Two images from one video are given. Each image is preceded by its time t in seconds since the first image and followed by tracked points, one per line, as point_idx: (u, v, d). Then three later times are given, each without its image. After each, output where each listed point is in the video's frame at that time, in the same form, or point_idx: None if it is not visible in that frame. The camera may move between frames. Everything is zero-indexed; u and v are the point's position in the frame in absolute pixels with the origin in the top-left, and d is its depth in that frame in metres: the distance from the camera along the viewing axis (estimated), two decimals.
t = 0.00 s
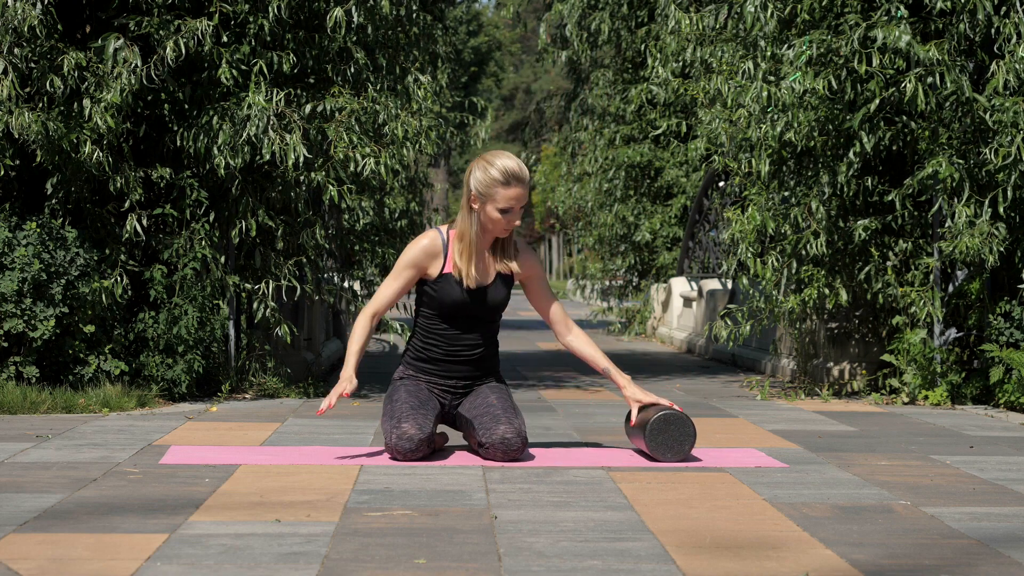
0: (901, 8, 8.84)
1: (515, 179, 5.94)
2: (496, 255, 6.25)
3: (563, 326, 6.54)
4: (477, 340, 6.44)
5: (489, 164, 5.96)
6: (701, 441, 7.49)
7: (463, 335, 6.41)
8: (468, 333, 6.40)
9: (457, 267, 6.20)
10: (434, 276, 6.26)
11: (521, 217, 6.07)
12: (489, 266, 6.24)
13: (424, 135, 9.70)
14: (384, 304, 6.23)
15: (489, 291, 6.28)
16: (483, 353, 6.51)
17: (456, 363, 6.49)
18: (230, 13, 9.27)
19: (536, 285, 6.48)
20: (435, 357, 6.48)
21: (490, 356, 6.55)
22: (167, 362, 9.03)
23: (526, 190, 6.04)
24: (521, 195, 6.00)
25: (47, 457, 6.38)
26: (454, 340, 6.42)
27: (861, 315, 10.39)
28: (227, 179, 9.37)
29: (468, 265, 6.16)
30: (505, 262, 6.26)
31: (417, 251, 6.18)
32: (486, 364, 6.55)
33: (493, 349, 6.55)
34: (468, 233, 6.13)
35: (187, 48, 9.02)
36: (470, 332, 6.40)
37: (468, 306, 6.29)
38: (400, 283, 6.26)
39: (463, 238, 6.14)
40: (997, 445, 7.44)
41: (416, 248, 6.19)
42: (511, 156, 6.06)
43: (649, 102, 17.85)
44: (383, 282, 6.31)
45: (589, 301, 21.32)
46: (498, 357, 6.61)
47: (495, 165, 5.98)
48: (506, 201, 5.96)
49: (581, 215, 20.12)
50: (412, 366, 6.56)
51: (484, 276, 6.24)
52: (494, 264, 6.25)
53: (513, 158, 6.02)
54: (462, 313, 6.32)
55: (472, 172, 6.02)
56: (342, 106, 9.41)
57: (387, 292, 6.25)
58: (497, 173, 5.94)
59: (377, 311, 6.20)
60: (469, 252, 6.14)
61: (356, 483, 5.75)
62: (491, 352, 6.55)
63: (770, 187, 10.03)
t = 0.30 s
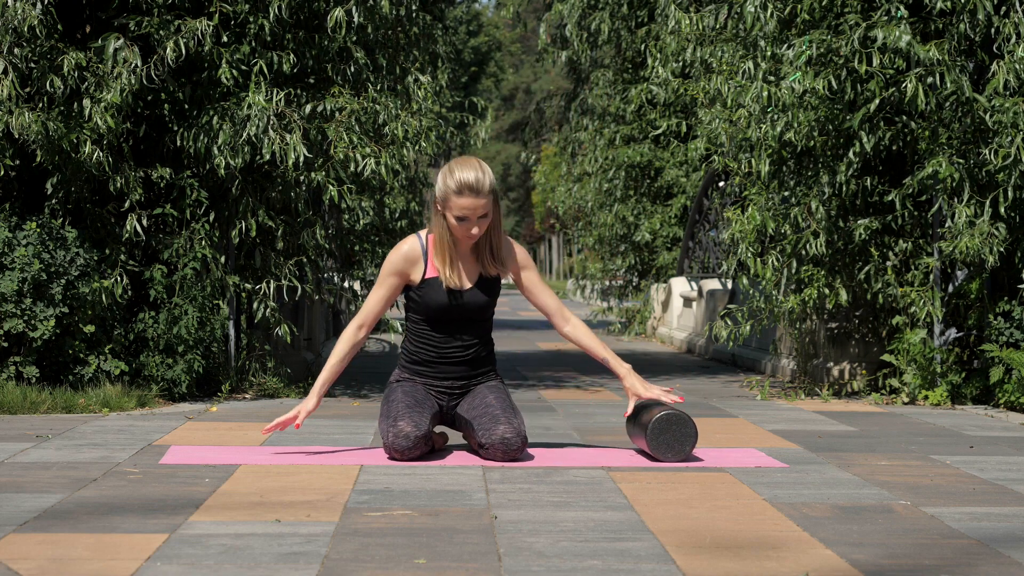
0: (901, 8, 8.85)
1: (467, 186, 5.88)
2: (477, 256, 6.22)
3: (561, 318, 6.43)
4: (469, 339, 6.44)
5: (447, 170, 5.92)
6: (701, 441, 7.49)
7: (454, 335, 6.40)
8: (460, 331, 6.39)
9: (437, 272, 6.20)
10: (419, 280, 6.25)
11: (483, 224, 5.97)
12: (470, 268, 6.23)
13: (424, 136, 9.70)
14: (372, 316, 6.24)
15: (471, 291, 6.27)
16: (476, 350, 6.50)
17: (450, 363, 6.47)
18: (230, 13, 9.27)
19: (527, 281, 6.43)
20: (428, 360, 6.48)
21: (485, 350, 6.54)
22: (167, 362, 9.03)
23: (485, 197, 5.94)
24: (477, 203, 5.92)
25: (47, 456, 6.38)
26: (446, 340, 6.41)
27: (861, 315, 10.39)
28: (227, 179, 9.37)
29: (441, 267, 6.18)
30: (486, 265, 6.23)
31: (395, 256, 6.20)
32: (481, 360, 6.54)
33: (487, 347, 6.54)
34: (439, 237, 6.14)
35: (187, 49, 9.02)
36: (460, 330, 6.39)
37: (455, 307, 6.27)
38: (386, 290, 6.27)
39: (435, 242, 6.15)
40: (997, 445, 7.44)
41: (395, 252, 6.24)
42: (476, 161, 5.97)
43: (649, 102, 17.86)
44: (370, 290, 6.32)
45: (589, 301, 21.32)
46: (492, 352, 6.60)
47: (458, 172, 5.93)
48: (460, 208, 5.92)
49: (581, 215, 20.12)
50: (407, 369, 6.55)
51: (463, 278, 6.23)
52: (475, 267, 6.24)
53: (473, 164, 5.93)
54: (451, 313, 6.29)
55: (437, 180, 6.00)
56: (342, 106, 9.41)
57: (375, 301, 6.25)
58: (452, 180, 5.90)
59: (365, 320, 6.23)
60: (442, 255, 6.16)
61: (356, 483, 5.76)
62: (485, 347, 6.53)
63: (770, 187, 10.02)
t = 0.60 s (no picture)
0: (901, 8, 8.84)
1: (408, 198, 5.72)
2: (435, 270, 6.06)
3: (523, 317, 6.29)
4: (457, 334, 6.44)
5: (391, 184, 5.79)
6: (701, 441, 7.49)
7: (436, 341, 6.41)
8: (441, 337, 6.39)
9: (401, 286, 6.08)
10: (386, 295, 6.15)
11: (430, 236, 5.80)
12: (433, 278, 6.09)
13: (424, 136, 9.71)
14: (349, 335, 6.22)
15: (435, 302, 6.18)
16: (462, 351, 6.52)
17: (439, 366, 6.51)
18: (230, 13, 9.27)
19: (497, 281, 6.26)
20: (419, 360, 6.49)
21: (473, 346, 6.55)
22: (167, 362, 9.03)
23: (429, 209, 5.76)
24: (420, 214, 5.75)
25: (47, 457, 6.38)
26: (432, 340, 6.41)
27: (861, 315, 10.39)
28: (227, 179, 9.37)
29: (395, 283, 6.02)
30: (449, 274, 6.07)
31: (359, 274, 6.09)
32: (473, 354, 6.56)
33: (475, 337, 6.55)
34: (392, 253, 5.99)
35: (187, 49, 9.02)
36: (442, 336, 6.39)
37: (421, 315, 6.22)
38: (357, 309, 6.19)
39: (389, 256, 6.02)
40: (997, 445, 7.44)
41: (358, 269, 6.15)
42: (423, 173, 5.81)
43: (649, 102, 17.87)
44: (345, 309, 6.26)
45: (589, 301, 21.31)
46: (483, 347, 6.61)
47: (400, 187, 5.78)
48: (403, 220, 5.75)
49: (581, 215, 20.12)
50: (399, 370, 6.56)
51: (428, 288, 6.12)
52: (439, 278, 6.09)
53: (416, 176, 5.77)
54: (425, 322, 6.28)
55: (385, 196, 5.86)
56: (342, 106, 9.41)
57: (346, 323, 6.18)
58: (395, 193, 5.76)
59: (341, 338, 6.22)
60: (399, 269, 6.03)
61: (357, 483, 5.76)
62: (471, 340, 6.54)
63: (770, 187, 10.02)
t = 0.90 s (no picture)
0: (901, 8, 8.84)
1: (350, 192, 5.51)
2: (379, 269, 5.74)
3: (442, 319, 6.00)
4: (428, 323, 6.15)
5: (334, 178, 5.58)
6: (700, 441, 7.48)
7: (407, 333, 6.15)
8: (406, 333, 6.15)
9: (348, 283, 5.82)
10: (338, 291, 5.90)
11: (375, 230, 5.57)
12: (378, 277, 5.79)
13: (424, 135, 9.71)
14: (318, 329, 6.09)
15: (386, 299, 5.88)
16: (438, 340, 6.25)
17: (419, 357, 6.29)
18: (230, 13, 9.27)
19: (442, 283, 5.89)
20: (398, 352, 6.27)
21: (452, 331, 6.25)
22: (167, 362, 9.03)
23: (373, 202, 5.54)
24: (364, 207, 5.53)
25: (47, 456, 6.38)
26: (404, 335, 6.16)
27: (861, 315, 10.39)
28: (227, 179, 9.37)
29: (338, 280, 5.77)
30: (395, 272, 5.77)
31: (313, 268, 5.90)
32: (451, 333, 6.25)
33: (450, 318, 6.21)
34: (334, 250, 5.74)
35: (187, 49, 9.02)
36: (408, 332, 6.15)
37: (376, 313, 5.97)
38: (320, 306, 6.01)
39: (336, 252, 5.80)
40: (997, 445, 7.43)
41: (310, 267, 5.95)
42: (366, 166, 5.59)
43: (649, 102, 17.87)
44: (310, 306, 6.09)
45: (589, 301, 21.31)
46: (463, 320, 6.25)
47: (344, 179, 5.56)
48: (347, 215, 5.54)
49: (581, 215, 20.11)
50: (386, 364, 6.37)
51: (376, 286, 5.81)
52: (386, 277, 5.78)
53: (359, 169, 5.55)
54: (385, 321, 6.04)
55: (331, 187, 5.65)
56: (342, 106, 9.41)
57: (312, 321, 6.05)
58: (337, 187, 5.55)
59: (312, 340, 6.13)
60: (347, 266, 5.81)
61: (356, 483, 5.76)
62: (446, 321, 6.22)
63: (770, 187, 10.03)
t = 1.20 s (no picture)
0: (901, 8, 8.85)
1: (342, 204, 5.52)
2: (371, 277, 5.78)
3: (428, 343, 5.95)
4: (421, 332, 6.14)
5: (325, 189, 5.58)
6: (700, 441, 7.48)
7: (402, 338, 6.15)
8: (400, 337, 6.14)
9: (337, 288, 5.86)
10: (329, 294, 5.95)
11: (368, 242, 5.61)
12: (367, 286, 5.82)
13: (424, 135, 9.71)
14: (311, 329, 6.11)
15: (375, 306, 5.90)
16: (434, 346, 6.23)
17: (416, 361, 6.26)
18: (230, 13, 9.28)
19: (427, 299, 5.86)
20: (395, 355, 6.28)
21: (449, 333, 6.20)
22: (167, 362, 9.03)
23: (364, 213, 5.56)
24: (358, 219, 5.56)
25: (47, 457, 6.38)
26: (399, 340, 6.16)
27: (861, 315, 10.39)
28: (227, 179, 9.37)
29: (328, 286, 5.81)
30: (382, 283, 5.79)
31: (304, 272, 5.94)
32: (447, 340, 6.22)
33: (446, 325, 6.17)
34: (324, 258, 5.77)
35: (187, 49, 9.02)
36: (403, 338, 6.15)
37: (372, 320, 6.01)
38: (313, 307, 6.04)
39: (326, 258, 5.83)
40: (997, 445, 7.43)
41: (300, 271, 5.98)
42: (356, 176, 5.60)
43: (650, 102, 17.88)
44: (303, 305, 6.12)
45: (589, 301, 21.30)
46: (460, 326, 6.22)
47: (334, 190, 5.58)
48: (340, 227, 5.56)
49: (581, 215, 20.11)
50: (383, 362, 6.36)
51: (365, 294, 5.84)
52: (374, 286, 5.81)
53: (350, 180, 5.56)
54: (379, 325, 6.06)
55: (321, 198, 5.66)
56: (342, 106, 9.41)
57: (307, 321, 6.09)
58: (328, 199, 5.56)
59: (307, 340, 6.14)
60: (337, 273, 5.85)
61: (356, 483, 5.75)
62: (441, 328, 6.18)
63: (770, 187, 10.02)
